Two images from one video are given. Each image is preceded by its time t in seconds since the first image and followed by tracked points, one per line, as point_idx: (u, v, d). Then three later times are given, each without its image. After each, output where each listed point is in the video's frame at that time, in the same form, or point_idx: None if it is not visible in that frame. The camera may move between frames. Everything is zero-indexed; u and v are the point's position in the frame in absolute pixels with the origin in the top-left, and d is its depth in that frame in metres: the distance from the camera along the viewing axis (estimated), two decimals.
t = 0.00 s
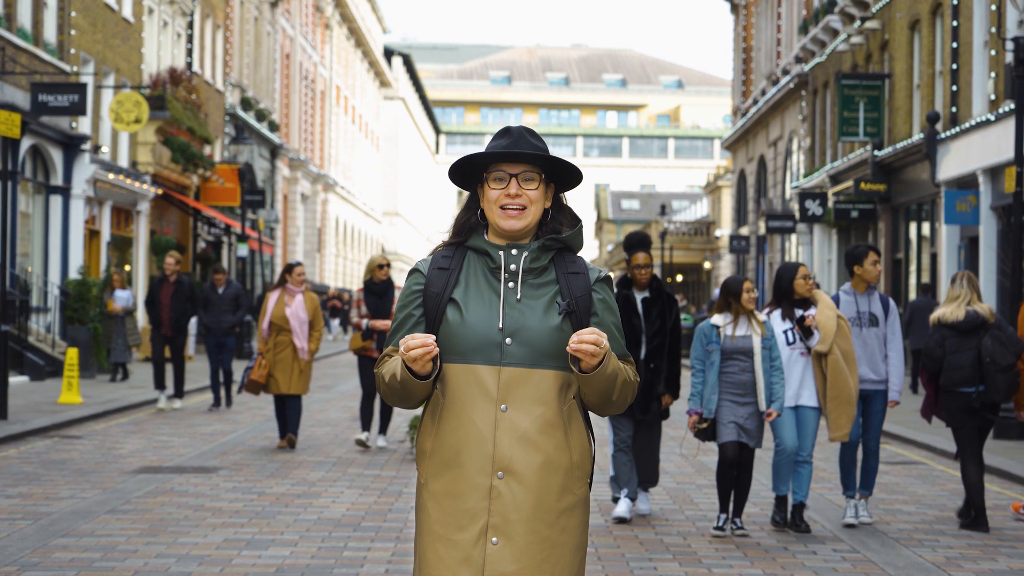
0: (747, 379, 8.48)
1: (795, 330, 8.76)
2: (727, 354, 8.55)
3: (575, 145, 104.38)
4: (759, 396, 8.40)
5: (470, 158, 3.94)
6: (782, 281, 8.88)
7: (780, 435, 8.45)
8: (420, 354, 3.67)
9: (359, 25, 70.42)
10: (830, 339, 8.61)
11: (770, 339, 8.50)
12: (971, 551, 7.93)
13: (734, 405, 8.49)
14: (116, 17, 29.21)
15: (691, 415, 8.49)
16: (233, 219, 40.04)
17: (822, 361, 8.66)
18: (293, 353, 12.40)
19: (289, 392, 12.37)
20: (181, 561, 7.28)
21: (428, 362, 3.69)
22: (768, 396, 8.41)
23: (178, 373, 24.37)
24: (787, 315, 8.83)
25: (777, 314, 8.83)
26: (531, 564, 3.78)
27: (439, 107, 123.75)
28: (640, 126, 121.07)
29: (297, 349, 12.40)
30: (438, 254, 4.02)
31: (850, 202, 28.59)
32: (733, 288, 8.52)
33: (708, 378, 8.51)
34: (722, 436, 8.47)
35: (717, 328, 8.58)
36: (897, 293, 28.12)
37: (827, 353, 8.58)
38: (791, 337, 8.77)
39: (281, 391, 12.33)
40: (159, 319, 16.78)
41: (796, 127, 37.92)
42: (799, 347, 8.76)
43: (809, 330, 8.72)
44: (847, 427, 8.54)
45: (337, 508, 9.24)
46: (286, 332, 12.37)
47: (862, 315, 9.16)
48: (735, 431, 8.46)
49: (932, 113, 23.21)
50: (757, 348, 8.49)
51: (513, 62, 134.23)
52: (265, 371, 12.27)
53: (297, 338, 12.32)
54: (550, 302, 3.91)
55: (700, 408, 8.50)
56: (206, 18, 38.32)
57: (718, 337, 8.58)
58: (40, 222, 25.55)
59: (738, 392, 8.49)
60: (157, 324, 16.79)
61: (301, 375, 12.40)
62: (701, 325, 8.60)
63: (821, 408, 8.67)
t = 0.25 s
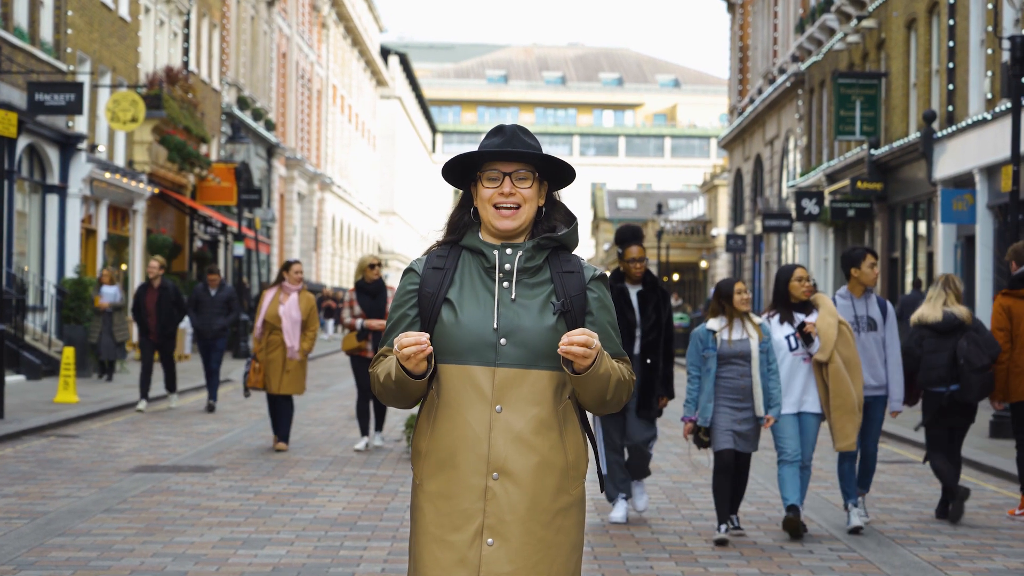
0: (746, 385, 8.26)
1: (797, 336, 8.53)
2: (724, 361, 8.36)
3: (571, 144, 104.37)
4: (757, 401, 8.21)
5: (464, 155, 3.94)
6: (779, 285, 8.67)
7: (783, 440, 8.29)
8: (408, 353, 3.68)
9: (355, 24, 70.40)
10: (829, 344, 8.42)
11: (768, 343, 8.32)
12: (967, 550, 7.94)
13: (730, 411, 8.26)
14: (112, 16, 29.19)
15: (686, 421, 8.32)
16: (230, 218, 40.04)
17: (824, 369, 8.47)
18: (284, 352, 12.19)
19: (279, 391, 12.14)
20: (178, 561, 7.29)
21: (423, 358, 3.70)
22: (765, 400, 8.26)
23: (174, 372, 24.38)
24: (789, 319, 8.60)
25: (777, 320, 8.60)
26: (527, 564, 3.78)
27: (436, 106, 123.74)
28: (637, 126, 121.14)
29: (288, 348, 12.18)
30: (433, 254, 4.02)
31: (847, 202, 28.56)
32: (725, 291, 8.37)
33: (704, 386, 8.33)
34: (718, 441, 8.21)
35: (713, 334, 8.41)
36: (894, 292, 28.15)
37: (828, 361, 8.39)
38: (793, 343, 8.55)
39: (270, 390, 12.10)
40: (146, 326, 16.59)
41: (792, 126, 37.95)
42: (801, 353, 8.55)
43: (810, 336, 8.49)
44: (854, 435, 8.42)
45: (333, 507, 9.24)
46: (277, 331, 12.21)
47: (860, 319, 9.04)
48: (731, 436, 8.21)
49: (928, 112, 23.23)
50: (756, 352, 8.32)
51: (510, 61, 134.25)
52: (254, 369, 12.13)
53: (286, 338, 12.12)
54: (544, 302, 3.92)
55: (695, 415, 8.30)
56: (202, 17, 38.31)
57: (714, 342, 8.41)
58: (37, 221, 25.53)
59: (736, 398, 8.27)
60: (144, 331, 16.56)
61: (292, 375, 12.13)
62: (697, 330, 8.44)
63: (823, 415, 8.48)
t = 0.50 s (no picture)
0: (741, 379, 8.17)
1: (799, 334, 8.46)
2: (719, 353, 8.26)
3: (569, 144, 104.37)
4: (754, 397, 8.13)
5: (459, 154, 3.94)
6: (778, 281, 8.64)
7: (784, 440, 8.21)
8: (403, 357, 3.69)
9: (353, 24, 70.40)
10: (832, 342, 8.35)
11: (765, 337, 8.26)
12: (965, 550, 7.94)
13: (727, 408, 8.16)
14: (110, 16, 29.19)
15: (682, 417, 8.24)
16: (227, 217, 40.04)
17: (826, 369, 8.36)
18: (280, 352, 12.15)
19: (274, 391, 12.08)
20: (176, 560, 7.29)
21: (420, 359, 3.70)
22: (763, 395, 8.18)
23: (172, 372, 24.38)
24: (788, 318, 8.53)
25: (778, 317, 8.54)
26: (526, 565, 3.79)
27: (434, 106, 123.72)
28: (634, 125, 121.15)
29: (285, 347, 12.14)
30: (428, 255, 4.03)
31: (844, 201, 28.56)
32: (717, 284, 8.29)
33: (701, 379, 8.22)
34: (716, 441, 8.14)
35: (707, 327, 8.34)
36: (891, 291, 28.17)
37: (831, 360, 8.30)
38: (796, 341, 8.47)
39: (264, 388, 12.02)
40: (135, 318, 16.35)
41: (789, 126, 37.98)
42: (804, 351, 8.46)
43: (813, 332, 8.42)
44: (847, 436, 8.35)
45: (331, 507, 9.24)
46: (275, 329, 12.17)
47: (856, 313, 9.00)
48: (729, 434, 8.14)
49: (926, 111, 23.25)
50: (751, 346, 8.23)
51: (508, 61, 134.25)
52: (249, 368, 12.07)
53: (285, 336, 12.09)
54: (541, 302, 3.92)
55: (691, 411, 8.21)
56: (200, 16, 38.31)
57: (708, 336, 8.33)
58: (34, 221, 25.53)
59: (732, 393, 8.17)
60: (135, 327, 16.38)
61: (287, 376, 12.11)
62: (691, 325, 8.37)
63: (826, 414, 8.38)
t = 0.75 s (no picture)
0: (742, 386, 7.98)
1: (806, 336, 8.22)
2: (721, 359, 8.07)
3: (570, 144, 104.36)
4: (756, 403, 7.91)
5: (459, 153, 3.94)
6: (784, 282, 8.37)
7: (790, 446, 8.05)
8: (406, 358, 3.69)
9: (354, 24, 70.41)
10: (838, 345, 8.07)
11: (768, 343, 8.00)
12: (967, 550, 7.94)
13: (730, 415, 7.99)
14: (111, 16, 29.19)
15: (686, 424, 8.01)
16: (229, 218, 40.04)
17: (833, 372, 8.12)
18: (282, 355, 12.12)
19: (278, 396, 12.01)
20: (177, 560, 7.29)
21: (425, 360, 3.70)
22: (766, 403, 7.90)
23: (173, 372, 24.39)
24: (794, 318, 8.29)
25: (783, 318, 8.29)
26: (528, 566, 3.79)
27: (435, 107, 123.74)
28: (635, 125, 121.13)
29: (286, 351, 12.12)
30: (428, 256, 4.03)
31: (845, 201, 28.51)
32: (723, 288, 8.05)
33: (703, 386, 8.05)
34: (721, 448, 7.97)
35: (708, 332, 8.14)
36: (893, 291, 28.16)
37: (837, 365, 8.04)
38: (802, 342, 8.24)
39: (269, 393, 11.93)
40: (130, 326, 16.33)
41: (790, 126, 37.99)
42: (810, 353, 8.22)
43: (821, 335, 8.12)
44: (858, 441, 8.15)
45: (333, 507, 9.24)
46: (276, 332, 12.14)
47: (861, 315, 8.85)
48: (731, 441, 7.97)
49: (927, 111, 23.25)
50: (754, 353, 7.99)
51: (509, 62, 134.26)
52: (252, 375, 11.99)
53: (286, 339, 12.08)
54: (542, 302, 3.92)
55: (695, 418, 8.01)
56: (201, 17, 38.33)
57: (710, 342, 8.11)
58: (36, 221, 25.55)
59: (733, 399, 7.99)
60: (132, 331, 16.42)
61: (289, 379, 12.09)
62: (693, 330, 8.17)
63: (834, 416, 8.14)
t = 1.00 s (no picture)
0: (755, 388, 7.67)
1: (821, 340, 7.94)
2: (734, 359, 7.75)
3: (572, 144, 104.34)
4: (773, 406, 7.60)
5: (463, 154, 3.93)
6: (801, 284, 8.11)
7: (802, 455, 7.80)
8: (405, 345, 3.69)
9: (357, 25, 70.45)
10: (853, 354, 7.82)
11: (784, 346, 7.70)
12: (969, 550, 7.93)
13: (741, 418, 7.68)
14: (113, 16, 29.20)
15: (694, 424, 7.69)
16: (232, 219, 40.05)
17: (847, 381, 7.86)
18: (284, 352, 12.07)
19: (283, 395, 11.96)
20: (179, 561, 7.29)
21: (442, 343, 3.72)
22: (782, 405, 7.63)
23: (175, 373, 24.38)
24: (809, 321, 8.01)
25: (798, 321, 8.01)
26: (530, 564, 3.78)
27: (438, 107, 123.76)
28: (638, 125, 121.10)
29: (288, 347, 12.09)
30: (431, 253, 4.03)
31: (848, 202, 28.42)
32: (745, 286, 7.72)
33: (715, 385, 7.73)
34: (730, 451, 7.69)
35: (721, 330, 7.82)
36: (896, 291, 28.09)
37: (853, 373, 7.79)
38: (816, 346, 7.97)
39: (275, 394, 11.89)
40: (126, 319, 15.89)
41: (794, 126, 37.95)
42: (824, 358, 7.96)
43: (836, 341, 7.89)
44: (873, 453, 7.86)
45: (335, 507, 9.23)
46: (278, 330, 12.09)
47: (873, 318, 8.62)
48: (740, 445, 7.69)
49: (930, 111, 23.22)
50: (770, 355, 7.70)
51: (512, 62, 134.28)
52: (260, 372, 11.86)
53: (290, 337, 12.06)
54: (544, 300, 3.93)
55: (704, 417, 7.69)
56: (204, 17, 38.34)
57: (723, 340, 7.79)
58: (39, 221, 25.57)
59: (745, 402, 7.68)
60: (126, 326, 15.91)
61: (292, 376, 12.05)
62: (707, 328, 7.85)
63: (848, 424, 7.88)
